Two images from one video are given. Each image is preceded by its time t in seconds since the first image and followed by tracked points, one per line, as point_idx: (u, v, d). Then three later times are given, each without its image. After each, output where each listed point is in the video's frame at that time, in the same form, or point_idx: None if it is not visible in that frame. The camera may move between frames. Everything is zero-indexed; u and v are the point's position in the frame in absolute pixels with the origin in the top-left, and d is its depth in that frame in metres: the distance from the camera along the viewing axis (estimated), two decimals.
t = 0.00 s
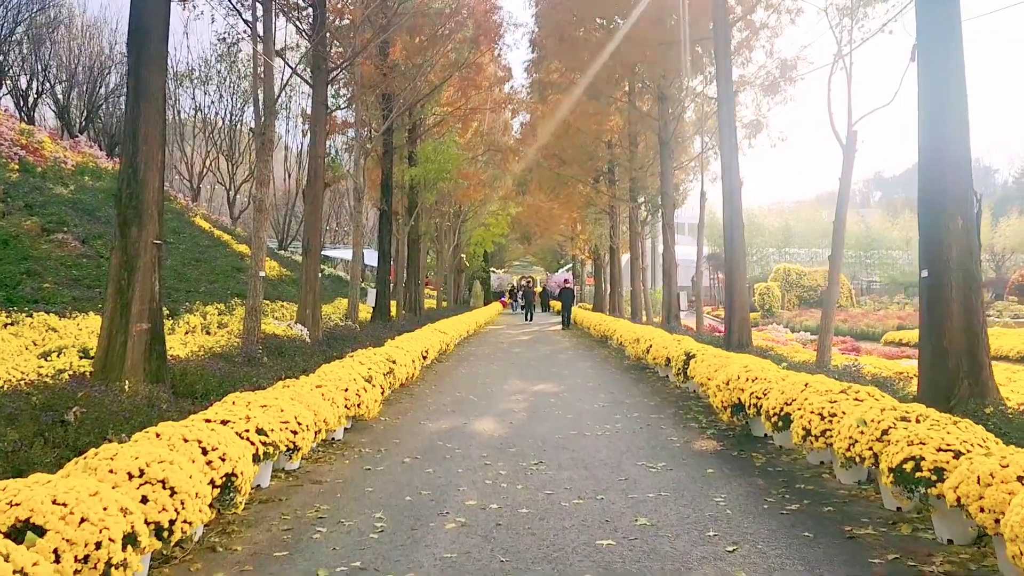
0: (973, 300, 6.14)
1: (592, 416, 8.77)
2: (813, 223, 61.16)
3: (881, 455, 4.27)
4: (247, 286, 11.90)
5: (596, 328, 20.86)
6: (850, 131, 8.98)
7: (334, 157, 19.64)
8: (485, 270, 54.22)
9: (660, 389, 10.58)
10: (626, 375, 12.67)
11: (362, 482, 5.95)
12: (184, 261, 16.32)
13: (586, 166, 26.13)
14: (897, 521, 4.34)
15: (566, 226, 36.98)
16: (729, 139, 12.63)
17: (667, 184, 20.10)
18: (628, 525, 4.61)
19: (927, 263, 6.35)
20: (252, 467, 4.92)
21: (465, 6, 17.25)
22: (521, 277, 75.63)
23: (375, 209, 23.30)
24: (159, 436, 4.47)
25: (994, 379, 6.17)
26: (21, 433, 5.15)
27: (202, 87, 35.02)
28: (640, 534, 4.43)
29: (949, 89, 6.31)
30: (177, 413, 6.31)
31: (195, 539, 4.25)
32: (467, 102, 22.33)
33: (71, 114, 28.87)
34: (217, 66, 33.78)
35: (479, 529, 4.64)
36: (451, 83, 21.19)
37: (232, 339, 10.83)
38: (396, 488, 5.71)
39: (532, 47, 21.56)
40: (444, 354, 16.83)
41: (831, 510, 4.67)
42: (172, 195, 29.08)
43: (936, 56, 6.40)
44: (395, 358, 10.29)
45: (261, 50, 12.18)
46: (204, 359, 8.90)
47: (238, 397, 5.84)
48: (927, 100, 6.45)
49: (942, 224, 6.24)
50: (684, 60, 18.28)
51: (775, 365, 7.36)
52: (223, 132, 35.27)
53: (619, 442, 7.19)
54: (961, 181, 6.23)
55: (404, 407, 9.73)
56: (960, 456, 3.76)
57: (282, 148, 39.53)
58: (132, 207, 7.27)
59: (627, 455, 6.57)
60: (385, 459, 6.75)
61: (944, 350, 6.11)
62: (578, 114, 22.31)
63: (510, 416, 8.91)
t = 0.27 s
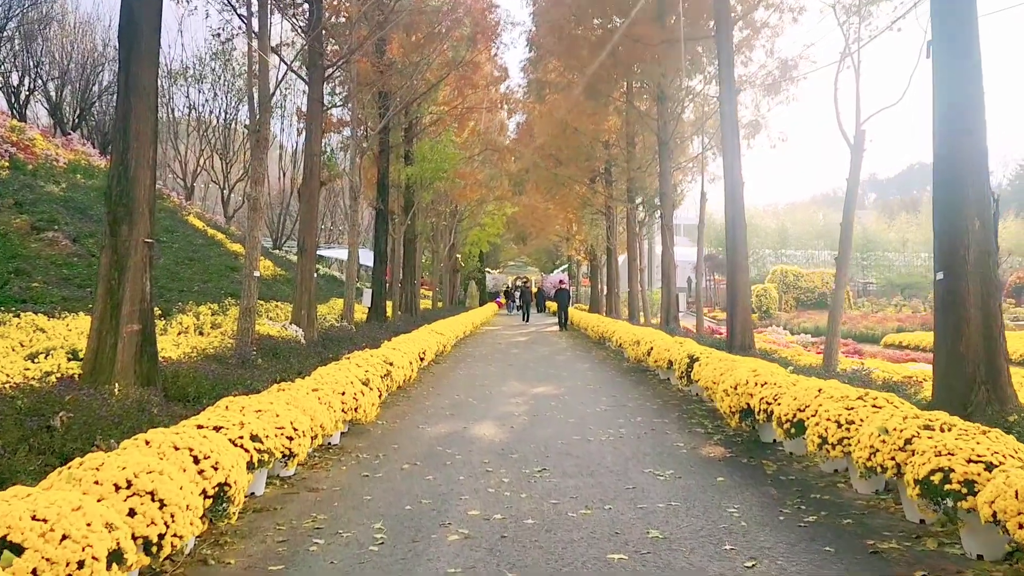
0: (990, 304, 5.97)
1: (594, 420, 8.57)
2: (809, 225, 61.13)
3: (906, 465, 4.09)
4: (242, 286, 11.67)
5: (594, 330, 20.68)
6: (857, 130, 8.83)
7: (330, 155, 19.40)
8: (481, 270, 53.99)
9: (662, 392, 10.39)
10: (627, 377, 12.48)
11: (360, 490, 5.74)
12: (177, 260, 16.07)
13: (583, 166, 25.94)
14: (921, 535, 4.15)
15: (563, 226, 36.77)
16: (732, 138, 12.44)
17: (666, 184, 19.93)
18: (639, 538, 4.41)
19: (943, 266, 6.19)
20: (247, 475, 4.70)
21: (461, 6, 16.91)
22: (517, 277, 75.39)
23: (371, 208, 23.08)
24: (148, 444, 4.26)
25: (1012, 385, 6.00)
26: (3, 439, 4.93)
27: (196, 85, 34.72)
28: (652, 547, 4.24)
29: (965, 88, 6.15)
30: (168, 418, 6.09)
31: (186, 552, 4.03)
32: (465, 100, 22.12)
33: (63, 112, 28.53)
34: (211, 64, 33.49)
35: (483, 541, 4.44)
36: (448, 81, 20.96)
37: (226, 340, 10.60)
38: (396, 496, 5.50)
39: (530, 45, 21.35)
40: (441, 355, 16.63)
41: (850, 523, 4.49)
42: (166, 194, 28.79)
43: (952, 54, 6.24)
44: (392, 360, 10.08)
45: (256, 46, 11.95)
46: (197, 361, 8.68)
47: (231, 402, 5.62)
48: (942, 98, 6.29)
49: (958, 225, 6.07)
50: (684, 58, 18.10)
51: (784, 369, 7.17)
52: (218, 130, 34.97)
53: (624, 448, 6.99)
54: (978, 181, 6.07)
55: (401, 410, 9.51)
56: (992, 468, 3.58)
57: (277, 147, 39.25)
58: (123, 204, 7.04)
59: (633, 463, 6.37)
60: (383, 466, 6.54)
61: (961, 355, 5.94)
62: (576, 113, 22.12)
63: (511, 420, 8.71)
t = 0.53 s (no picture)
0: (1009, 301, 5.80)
1: (597, 422, 8.38)
2: (802, 224, 61.17)
3: (935, 471, 3.91)
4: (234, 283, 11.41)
5: (591, 329, 20.51)
6: (865, 125, 8.68)
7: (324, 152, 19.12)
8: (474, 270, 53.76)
9: (664, 392, 10.22)
10: (627, 377, 12.30)
11: (360, 495, 5.52)
12: (168, 258, 15.78)
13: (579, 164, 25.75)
14: (950, 543, 3.98)
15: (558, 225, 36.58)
16: (733, 133, 12.26)
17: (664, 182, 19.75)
18: (655, 546, 4.21)
19: (959, 263, 6.02)
20: (242, 482, 4.48)
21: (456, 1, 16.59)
22: (510, 277, 75.16)
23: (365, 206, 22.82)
24: (137, 448, 4.03)
25: None
26: None
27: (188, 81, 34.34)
28: (669, 556, 4.05)
29: (982, 80, 5.99)
30: (159, 420, 5.85)
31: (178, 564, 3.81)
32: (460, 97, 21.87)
33: (53, 108, 28.15)
34: (203, 60, 33.13)
35: (491, 550, 4.23)
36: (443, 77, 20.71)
37: (218, 339, 10.35)
38: (397, 502, 5.29)
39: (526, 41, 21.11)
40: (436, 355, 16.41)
41: (873, 531, 4.31)
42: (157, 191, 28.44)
43: (967, 45, 6.07)
44: (389, 359, 9.86)
45: (250, 38, 11.69)
46: (188, 360, 8.43)
47: (225, 404, 5.40)
48: (959, 91, 6.13)
49: (976, 221, 5.91)
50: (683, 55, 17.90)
51: (794, 370, 7.00)
52: (209, 127, 34.59)
53: (630, 451, 6.80)
54: (997, 176, 5.90)
55: (399, 411, 9.30)
56: None
57: (270, 145, 38.90)
58: (111, 198, 6.79)
59: (641, 466, 6.17)
60: (382, 469, 6.33)
61: (979, 354, 5.78)
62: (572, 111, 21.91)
63: (512, 421, 8.51)
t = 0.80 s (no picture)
0: None
1: (601, 425, 8.20)
2: (795, 223, 61.25)
3: (968, 484, 3.73)
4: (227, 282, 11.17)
5: (587, 328, 20.35)
6: (873, 123, 8.53)
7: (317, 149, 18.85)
8: (467, 268, 53.53)
9: (666, 394, 10.05)
10: (627, 378, 12.12)
11: (360, 505, 5.31)
12: (159, 257, 15.50)
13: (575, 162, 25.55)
14: (983, 560, 3.79)
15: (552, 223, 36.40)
16: (735, 131, 12.09)
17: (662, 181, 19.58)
18: (671, 561, 4.02)
19: (978, 265, 5.86)
20: (238, 495, 4.26)
21: None
22: (502, 275, 74.89)
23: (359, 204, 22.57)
24: (127, 461, 3.81)
25: None
26: None
27: (178, 78, 33.94)
28: (687, 573, 3.85)
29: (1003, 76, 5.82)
30: (150, 427, 5.62)
31: None
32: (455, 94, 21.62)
33: (42, 104, 27.74)
34: (194, 57, 32.73)
35: (499, 565, 4.04)
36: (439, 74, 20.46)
37: (211, 340, 10.11)
38: (398, 513, 5.07)
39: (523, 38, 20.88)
40: (433, 355, 16.21)
41: (898, 545, 4.13)
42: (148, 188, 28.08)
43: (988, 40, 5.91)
44: (386, 361, 9.66)
45: (243, 33, 11.43)
46: (180, 362, 8.20)
47: (219, 411, 5.18)
48: (978, 88, 5.96)
49: (995, 222, 5.75)
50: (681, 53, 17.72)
51: (805, 374, 6.82)
52: (200, 124, 34.21)
53: (637, 457, 6.62)
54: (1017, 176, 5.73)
55: (396, 414, 9.08)
56: None
57: (261, 142, 38.52)
58: (100, 195, 6.55)
59: (649, 474, 5.98)
60: (383, 476, 6.11)
61: (998, 359, 5.62)
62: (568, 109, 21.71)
63: (512, 425, 8.31)
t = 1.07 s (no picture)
0: None
1: (606, 424, 8.01)
2: (793, 220, 61.16)
3: (1004, 486, 3.54)
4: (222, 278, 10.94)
5: (587, 326, 20.16)
6: (884, 114, 8.35)
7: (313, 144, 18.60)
8: (465, 265, 53.28)
9: (671, 392, 9.85)
10: (630, 376, 11.93)
11: (360, 508, 5.10)
12: (153, 253, 15.26)
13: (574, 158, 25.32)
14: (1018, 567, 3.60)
15: (550, 220, 36.20)
16: (740, 124, 11.89)
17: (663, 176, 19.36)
18: (688, 568, 3.83)
19: (998, 258, 5.67)
20: (233, 498, 4.04)
21: None
22: (499, 273, 74.63)
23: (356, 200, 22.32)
24: (114, 464, 3.60)
25: None
26: None
27: (173, 73, 33.62)
28: None
29: None
30: (141, 428, 5.41)
31: None
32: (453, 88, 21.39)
33: (34, 98, 27.46)
34: (189, 51, 32.42)
35: (508, 572, 3.84)
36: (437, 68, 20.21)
37: (206, 336, 9.89)
38: (400, 517, 4.86)
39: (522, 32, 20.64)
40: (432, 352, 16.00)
41: (926, 550, 3.94)
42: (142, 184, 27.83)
43: (1010, 27, 5.73)
44: (385, 358, 9.45)
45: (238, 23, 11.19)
46: (173, 359, 7.98)
47: (213, 411, 4.96)
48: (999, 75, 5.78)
49: (1016, 214, 5.57)
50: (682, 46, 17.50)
51: (818, 371, 6.62)
52: (195, 119, 33.90)
53: (645, 457, 6.42)
54: None
55: (396, 413, 8.88)
56: None
57: (257, 138, 38.22)
58: (90, 187, 6.32)
59: (659, 474, 5.79)
60: (383, 478, 5.90)
61: (1019, 355, 5.43)
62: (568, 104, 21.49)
63: (515, 423, 8.11)
